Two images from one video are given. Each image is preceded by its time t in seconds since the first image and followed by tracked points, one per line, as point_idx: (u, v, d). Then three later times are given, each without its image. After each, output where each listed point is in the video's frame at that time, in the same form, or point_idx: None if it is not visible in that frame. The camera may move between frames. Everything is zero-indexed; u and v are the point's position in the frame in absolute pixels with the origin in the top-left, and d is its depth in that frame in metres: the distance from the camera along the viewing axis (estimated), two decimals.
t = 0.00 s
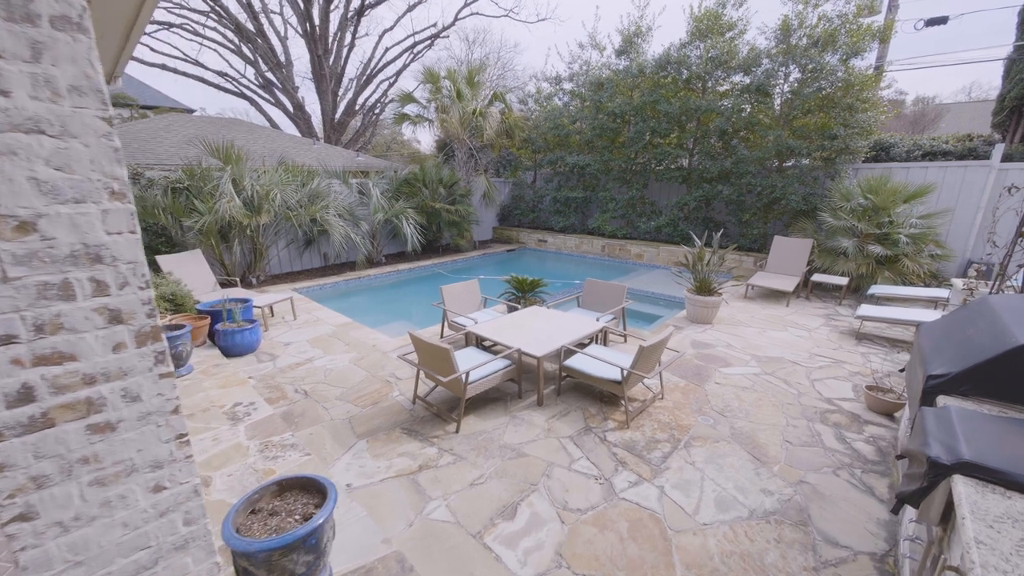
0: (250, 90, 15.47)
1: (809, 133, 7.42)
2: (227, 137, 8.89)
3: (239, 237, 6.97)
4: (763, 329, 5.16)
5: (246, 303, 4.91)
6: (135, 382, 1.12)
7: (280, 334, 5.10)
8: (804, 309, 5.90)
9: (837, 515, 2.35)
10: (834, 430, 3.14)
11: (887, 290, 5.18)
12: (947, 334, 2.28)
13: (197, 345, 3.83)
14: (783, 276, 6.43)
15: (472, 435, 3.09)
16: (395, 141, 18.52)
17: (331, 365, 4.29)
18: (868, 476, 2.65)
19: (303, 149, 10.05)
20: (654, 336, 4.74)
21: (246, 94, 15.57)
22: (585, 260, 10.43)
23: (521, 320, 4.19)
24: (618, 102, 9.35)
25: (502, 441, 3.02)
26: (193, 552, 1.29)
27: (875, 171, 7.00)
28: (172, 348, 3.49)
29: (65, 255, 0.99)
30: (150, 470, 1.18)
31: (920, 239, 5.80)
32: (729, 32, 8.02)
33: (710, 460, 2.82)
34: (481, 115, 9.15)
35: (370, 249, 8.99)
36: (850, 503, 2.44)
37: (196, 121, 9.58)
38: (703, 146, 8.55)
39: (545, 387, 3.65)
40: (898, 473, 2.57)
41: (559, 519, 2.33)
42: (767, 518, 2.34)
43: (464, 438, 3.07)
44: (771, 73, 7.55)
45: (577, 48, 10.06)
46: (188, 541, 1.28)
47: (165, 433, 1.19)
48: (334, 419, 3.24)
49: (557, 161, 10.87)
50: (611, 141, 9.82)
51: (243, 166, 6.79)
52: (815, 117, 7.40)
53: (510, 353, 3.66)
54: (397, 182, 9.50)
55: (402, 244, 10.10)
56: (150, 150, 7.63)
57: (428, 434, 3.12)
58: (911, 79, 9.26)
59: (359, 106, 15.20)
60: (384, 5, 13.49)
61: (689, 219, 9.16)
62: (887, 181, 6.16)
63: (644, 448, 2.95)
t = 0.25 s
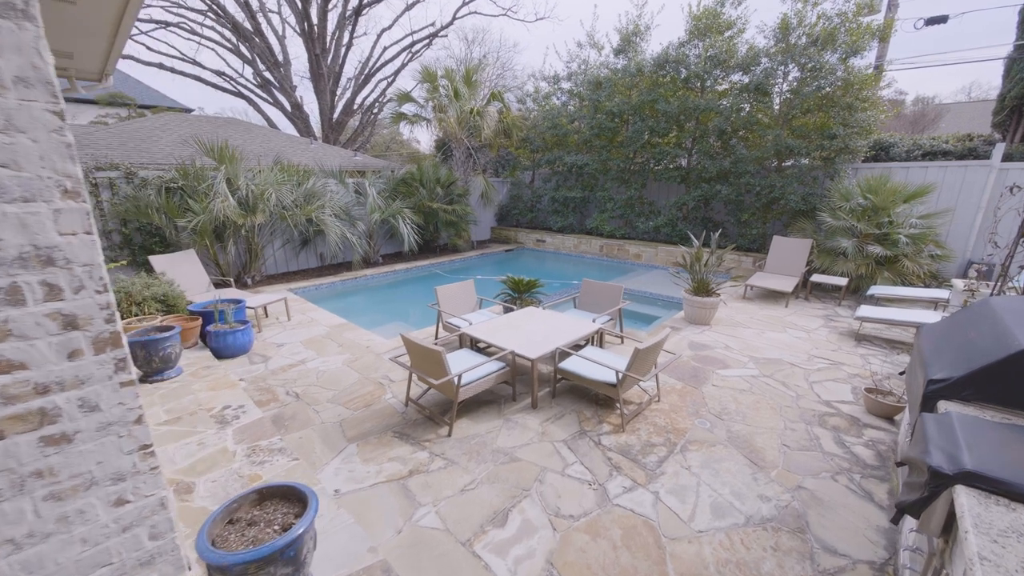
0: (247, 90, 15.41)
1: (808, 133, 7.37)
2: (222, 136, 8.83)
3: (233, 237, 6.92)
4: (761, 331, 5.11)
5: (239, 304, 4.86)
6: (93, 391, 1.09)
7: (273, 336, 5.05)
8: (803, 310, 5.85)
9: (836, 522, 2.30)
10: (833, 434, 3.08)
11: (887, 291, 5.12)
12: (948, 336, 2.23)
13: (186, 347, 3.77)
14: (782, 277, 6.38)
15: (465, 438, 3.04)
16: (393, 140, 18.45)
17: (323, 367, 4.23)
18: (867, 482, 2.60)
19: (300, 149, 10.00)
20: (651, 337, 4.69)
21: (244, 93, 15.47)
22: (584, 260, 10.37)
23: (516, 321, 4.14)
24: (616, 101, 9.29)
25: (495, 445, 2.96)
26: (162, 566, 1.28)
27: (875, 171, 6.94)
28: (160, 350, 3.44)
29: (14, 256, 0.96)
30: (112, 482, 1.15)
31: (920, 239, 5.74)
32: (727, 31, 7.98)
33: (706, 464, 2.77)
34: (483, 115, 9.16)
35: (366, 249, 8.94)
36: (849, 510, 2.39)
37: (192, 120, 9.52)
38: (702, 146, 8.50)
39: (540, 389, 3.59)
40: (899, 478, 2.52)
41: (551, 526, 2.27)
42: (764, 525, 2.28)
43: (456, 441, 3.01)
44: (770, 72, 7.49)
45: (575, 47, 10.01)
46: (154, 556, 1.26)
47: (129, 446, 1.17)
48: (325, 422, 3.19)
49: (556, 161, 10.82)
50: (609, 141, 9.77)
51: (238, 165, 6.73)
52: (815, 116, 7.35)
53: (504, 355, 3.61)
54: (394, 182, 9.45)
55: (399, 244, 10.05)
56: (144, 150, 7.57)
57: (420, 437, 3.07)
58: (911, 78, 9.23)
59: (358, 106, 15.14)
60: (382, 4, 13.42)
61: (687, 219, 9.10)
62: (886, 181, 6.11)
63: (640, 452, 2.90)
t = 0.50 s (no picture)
0: (246, 90, 15.37)
1: (809, 132, 7.31)
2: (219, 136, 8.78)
3: (230, 237, 6.88)
4: (761, 332, 5.05)
5: (233, 305, 4.82)
6: (49, 402, 0.99)
7: (268, 337, 5.01)
8: (804, 311, 5.79)
9: (836, 529, 2.24)
10: (834, 438, 3.03)
11: (889, 291, 5.06)
12: (950, 339, 2.18)
13: (177, 349, 3.72)
14: (782, 277, 6.32)
15: (458, 442, 2.99)
16: (393, 140, 18.41)
17: (317, 369, 4.19)
18: (868, 487, 2.54)
19: (298, 149, 9.96)
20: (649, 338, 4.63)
21: (243, 93, 15.45)
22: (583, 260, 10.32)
23: (512, 323, 4.09)
24: (615, 100, 9.22)
25: (488, 449, 2.91)
26: None
27: (876, 170, 6.87)
28: (150, 352, 3.40)
29: None
30: (72, 496, 1.04)
31: (922, 239, 5.68)
32: (727, 29, 7.92)
33: (703, 469, 2.71)
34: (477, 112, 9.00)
35: (364, 250, 8.89)
36: (850, 516, 2.33)
37: (190, 120, 9.49)
38: (702, 145, 8.44)
39: (535, 392, 3.54)
40: (900, 484, 2.46)
41: (544, 533, 2.22)
42: (762, 532, 2.23)
43: (449, 445, 2.96)
44: (770, 71, 7.43)
45: (574, 46, 9.96)
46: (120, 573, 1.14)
47: (90, 458, 1.05)
48: (317, 426, 3.14)
49: (555, 160, 10.76)
50: (608, 140, 9.71)
51: (235, 165, 6.69)
52: (815, 115, 7.29)
53: (499, 357, 3.55)
54: (392, 182, 9.41)
55: (397, 244, 10.00)
56: (141, 150, 7.53)
57: (412, 441, 3.02)
58: (912, 76, 9.16)
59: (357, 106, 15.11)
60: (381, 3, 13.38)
61: (687, 219, 9.04)
62: (888, 180, 6.05)
63: (636, 456, 2.84)
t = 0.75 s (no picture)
0: (246, 90, 15.34)
1: (810, 130, 7.24)
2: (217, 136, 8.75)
3: (227, 237, 6.85)
4: (762, 333, 4.98)
5: (228, 307, 4.78)
6: (2, 412, 0.92)
7: (263, 338, 4.97)
8: (805, 311, 5.72)
9: (836, 537, 2.19)
10: (834, 442, 2.97)
11: (891, 292, 4.99)
12: (955, 342, 2.11)
13: (168, 351, 3.68)
14: (784, 277, 6.25)
15: (451, 446, 2.94)
16: (393, 140, 18.40)
17: (312, 371, 4.14)
18: (869, 493, 2.48)
19: (297, 149, 9.94)
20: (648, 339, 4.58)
21: (243, 93, 15.43)
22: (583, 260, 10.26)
23: (508, 324, 4.04)
24: (614, 99, 9.15)
25: (482, 453, 2.86)
26: None
27: (879, 169, 6.79)
28: (140, 354, 3.36)
29: None
30: (30, 512, 0.97)
31: (925, 239, 5.60)
32: (728, 27, 7.86)
33: (700, 474, 2.66)
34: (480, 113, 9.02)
35: (362, 250, 8.85)
36: (851, 524, 2.27)
37: (189, 121, 9.47)
38: (702, 144, 8.37)
39: (531, 395, 3.49)
40: (902, 490, 2.40)
41: (536, 541, 2.17)
42: (761, 540, 2.17)
43: (442, 450, 2.91)
44: (771, 69, 7.35)
45: (574, 45, 9.90)
46: None
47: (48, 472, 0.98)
48: (309, 429, 3.10)
49: (554, 160, 10.69)
50: (608, 140, 9.64)
51: (232, 165, 6.65)
52: (817, 114, 7.23)
53: (494, 360, 3.50)
54: (391, 182, 9.36)
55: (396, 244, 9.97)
56: (138, 150, 7.51)
57: (405, 445, 2.97)
58: (914, 74, 9.09)
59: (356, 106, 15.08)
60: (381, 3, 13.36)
61: (688, 218, 8.98)
62: (891, 179, 5.98)
63: (632, 461, 2.79)
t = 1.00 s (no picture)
0: (244, 89, 15.28)
1: (810, 129, 7.20)
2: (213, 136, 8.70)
3: (221, 237, 6.80)
4: (759, 334, 4.93)
5: (220, 307, 4.73)
6: None
7: (256, 339, 4.92)
8: (804, 312, 5.67)
9: (833, 545, 2.14)
10: (832, 446, 2.92)
11: (891, 292, 4.94)
12: (953, 345, 2.07)
13: (157, 353, 3.63)
14: (782, 277, 6.20)
15: (442, 450, 2.89)
16: (391, 140, 18.35)
17: (304, 372, 4.10)
18: (867, 498, 2.44)
19: (294, 149, 9.89)
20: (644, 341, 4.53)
21: (241, 92, 15.38)
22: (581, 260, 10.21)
23: (503, 325, 3.99)
24: (611, 99, 9.09)
25: (473, 457, 2.82)
26: None
27: (879, 168, 6.74)
28: (128, 356, 3.31)
29: None
30: None
31: (925, 239, 5.56)
32: (727, 26, 7.82)
33: (695, 479, 2.61)
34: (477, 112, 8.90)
35: (359, 250, 8.80)
36: (848, 531, 2.22)
37: (185, 120, 9.42)
38: (700, 143, 8.32)
39: (524, 398, 3.44)
40: (901, 496, 2.35)
41: (526, 548, 2.12)
42: (755, 547, 2.13)
43: (432, 454, 2.86)
44: (770, 68, 7.29)
45: (572, 44, 9.86)
46: None
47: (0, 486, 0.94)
48: (299, 432, 3.05)
49: (552, 159, 10.64)
50: (606, 139, 9.58)
51: (227, 164, 6.60)
52: (816, 113, 7.19)
53: (487, 362, 3.45)
54: (388, 181, 9.31)
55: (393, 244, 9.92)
56: (132, 149, 7.46)
57: (395, 448, 2.92)
58: (914, 73, 9.05)
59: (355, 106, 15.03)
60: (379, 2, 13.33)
61: (686, 218, 8.93)
62: (890, 179, 5.93)
63: (626, 465, 2.74)
